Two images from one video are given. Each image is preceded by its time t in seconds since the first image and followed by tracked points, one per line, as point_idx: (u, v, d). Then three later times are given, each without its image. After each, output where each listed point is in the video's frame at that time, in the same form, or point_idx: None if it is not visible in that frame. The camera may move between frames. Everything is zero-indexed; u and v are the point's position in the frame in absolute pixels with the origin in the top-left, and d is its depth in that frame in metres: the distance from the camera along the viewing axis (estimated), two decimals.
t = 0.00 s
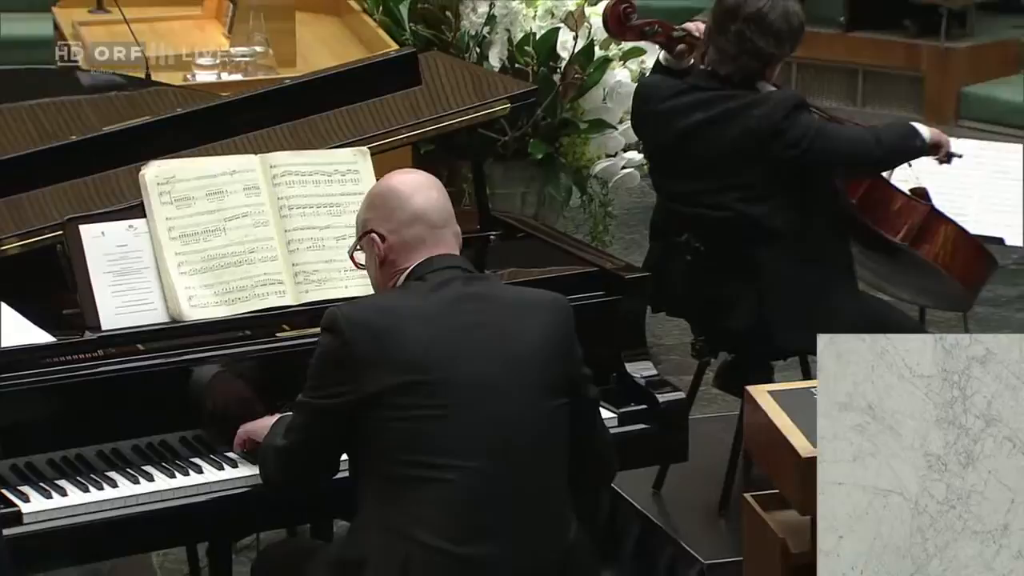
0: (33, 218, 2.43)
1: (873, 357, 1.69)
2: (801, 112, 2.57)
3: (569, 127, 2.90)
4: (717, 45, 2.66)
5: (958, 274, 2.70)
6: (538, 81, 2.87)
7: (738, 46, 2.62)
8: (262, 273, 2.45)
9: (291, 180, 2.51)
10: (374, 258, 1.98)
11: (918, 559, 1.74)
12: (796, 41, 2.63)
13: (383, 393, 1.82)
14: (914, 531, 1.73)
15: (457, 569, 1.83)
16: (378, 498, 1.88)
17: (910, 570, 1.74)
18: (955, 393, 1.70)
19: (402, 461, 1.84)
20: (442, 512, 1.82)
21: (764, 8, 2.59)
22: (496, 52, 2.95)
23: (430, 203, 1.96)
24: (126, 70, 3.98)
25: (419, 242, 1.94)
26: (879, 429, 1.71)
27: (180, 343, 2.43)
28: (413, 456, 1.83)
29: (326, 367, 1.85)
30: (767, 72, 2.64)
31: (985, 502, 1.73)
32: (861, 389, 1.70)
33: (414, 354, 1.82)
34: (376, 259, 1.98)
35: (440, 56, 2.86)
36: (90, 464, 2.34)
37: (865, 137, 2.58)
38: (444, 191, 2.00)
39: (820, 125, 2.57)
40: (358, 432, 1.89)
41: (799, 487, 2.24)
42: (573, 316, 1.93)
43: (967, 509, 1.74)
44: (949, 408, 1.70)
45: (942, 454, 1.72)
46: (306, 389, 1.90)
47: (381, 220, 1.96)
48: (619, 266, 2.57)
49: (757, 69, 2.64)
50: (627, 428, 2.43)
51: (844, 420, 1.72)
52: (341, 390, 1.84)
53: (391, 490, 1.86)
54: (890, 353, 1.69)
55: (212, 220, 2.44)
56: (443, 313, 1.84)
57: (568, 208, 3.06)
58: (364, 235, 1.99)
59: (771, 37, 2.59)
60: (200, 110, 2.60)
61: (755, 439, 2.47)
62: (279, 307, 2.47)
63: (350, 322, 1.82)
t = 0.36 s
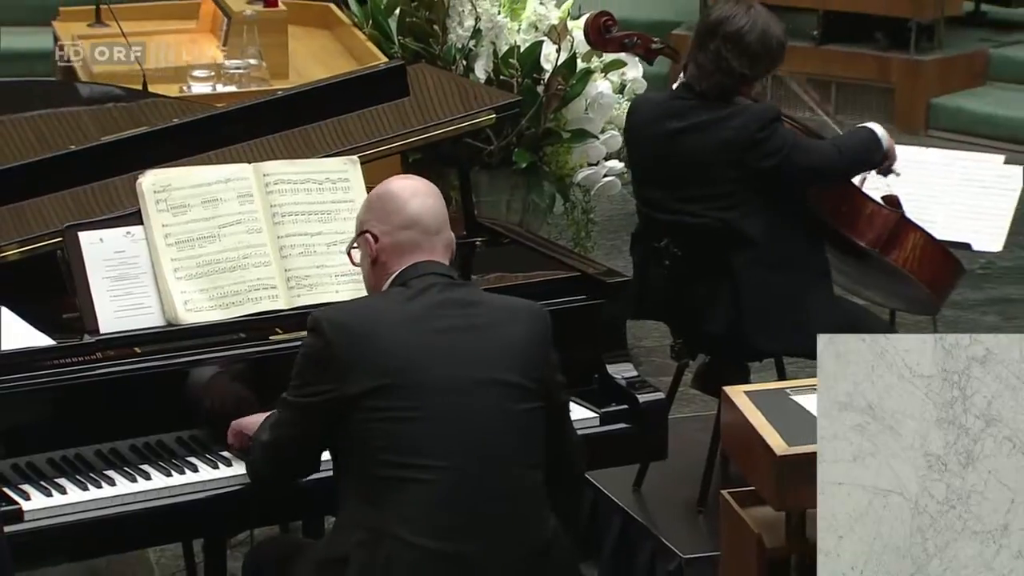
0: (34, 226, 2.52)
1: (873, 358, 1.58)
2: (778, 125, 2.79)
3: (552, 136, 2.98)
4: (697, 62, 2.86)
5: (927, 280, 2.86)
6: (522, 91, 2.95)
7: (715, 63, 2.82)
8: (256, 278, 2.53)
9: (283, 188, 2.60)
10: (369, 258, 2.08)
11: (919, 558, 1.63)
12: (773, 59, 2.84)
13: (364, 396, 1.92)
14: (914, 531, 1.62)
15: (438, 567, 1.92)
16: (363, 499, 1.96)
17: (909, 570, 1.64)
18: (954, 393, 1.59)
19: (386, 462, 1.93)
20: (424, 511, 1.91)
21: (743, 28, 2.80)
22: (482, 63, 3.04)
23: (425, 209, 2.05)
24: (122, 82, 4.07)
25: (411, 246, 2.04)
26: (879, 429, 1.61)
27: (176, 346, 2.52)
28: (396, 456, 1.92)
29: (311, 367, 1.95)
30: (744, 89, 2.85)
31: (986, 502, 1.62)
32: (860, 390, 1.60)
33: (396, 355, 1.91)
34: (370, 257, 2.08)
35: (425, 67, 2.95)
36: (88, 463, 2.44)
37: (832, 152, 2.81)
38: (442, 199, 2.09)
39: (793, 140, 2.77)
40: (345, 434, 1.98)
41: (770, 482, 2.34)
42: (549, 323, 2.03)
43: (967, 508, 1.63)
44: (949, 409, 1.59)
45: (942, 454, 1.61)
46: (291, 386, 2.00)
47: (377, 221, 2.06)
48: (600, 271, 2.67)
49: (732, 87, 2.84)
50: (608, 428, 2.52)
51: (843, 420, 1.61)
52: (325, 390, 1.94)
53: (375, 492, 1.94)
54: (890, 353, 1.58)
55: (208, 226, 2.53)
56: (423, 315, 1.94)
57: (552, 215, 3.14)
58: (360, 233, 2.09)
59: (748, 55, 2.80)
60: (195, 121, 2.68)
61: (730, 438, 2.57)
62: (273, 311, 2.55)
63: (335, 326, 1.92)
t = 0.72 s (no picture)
0: (36, 232, 2.61)
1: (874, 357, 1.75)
2: (754, 135, 2.88)
3: (537, 145, 3.07)
4: (679, 73, 2.96)
5: (900, 281, 3.03)
6: (507, 101, 3.04)
7: (697, 73, 2.92)
8: (251, 282, 2.63)
9: (277, 195, 2.69)
10: (341, 269, 2.17)
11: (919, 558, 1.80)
12: (750, 71, 2.94)
13: (347, 401, 2.01)
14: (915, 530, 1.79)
15: (423, 565, 2.01)
16: (351, 499, 2.05)
17: (909, 569, 1.81)
18: (954, 393, 1.76)
19: (372, 464, 2.02)
20: (410, 511, 2.00)
21: (722, 39, 2.90)
22: (469, 75, 3.13)
23: (393, 218, 2.15)
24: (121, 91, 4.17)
25: (381, 254, 2.13)
26: (880, 429, 1.77)
27: (172, 349, 2.61)
28: (382, 457, 2.01)
29: (297, 375, 2.04)
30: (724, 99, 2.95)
31: (985, 502, 1.79)
32: (860, 389, 1.76)
33: (378, 361, 2.01)
34: (343, 268, 2.18)
35: (414, 79, 3.05)
36: (89, 462, 2.53)
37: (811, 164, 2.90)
38: (406, 206, 2.19)
39: (770, 150, 2.87)
40: (330, 438, 2.06)
41: (748, 479, 2.42)
42: (524, 322, 2.13)
43: (967, 509, 1.80)
44: (950, 408, 1.76)
45: (942, 454, 1.78)
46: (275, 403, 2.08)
47: (345, 234, 2.16)
48: (583, 275, 2.76)
49: (715, 96, 2.93)
50: (591, 426, 2.62)
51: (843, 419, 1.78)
52: (311, 396, 2.03)
53: (363, 494, 2.03)
54: (890, 354, 1.75)
55: (204, 233, 2.62)
56: (403, 320, 2.04)
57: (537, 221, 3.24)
58: (331, 248, 2.18)
59: (728, 64, 2.90)
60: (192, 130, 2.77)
61: (709, 436, 2.65)
62: (267, 314, 2.65)
63: (317, 336, 2.01)
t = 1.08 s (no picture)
0: (40, 239, 2.70)
1: (872, 355, 1.66)
2: (739, 146, 2.99)
3: (526, 154, 3.20)
4: (659, 87, 3.05)
5: (874, 286, 3.10)
6: (497, 112, 3.17)
7: (676, 87, 3.02)
8: (249, 286, 2.74)
9: (274, 203, 2.78)
10: (340, 274, 2.27)
11: (919, 560, 1.71)
12: (725, 77, 3.04)
13: (343, 403, 2.10)
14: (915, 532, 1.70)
15: (416, 560, 2.10)
16: (347, 496, 2.15)
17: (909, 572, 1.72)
18: (955, 392, 1.67)
19: (367, 463, 2.11)
20: (404, 508, 2.10)
21: (697, 49, 2.99)
22: (460, 87, 3.25)
23: (388, 223, 2.25)
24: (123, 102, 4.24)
25: (376, 259, 2.23)
26: (879, 429, 1.69)
27: (171, 352, 2.71)
28: (378, 457, 2.11)
29: (294, 377, 2.13)
30: (703, 109, 3.05)
31: (986, 502, 1.70)
32: (859, 388, 1.68)
33: (373, 363, 2.10)
34: (342, 273, 2.28)
35: (408, 91, 3.15)
36: (92, 461, 2.63)
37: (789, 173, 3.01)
38: (403, 211, 2.28)
39: (754, 160, 2.98)
40: (325, 439, 2.16)
41: (730, 476, 2.51)
42: (513, 325, 2.23)
43: (967, 510, 1.71)
44: (950, 407, 1.67)
45: (943, 454, 1.69)
46: (271, 403, 2.18)
47: (344, 240, 2.26)
48: (570, 280, 2.87)
49: (695, 107, 3.04)
50: (578, 426, 2.72)
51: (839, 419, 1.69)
52: (308, 398, 2.12)
53: (358, 493, 2.13)
54: (890, 353, 1.66)
55: (203, 238, 2.71)
56: (397, 324, 2.14)
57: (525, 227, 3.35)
58: (331, 253, 2.29)
59: (705, 75, 3.00)
60: (193, 141, 2.87)
61: (693, 435, 2.74)
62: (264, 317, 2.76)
63: (314, 340, 2.11)
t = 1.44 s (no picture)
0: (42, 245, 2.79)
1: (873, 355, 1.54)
2: (713, 149, 3.09)
3: (513, 163, 3.35)
4: (632, 95, 3.15)
5: (850, 289, 3.17)
6: (483, 122, 3.30)
7: (649, 95, 3.12)
8: (244, 291, 2.83)
9: (268, 209, 2.88)
10: (340, 278, 2.37)
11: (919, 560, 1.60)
12: (697, 80, 3.13)
13: (340, 402, 2.19)
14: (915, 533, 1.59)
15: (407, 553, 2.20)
16: (341, 492, 2.24)
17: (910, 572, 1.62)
18: (955, 393, 1.56)
19: (360, 461, 2.21)
20: (396, 503, 2.20)
21: (668, 57, 3.09)
22: (448, 98, 3.38)
23: (387, 229, 2.34)
24: (123, 113, 4.37)
25: (376, 263, 2.33)
26: (879, 430, 1.57)
27: (169, 353, 2.81)
28: (371, 455, 2.20)
29: (292, 379, 2.23)
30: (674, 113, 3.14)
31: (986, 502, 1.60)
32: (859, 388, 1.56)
33: (369, 363, 2.19)
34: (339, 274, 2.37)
35: (398, 101, 3.24)
36: (92, 459, 2.72)
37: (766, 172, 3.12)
38: (400, 218, 2.38)
39: (731, 162, 3.09)
40: (321, 437, 2.26)
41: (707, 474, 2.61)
42: (507, 329, 2.32)
43: (969, 509, 1.60)
44: (950, 408, 1.56)
45: (944, 454, 1.57)
46: (268, 402, 2.28)
47: (343, 244, 2.36)
48: (553, 284, 2.98)
49: (668, 112, 3.13)
50: (563, 425, 2.81)
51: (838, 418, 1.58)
52: (305, 398, 2.22)
53: (351, 489, 2.23)
54: (890, 352, 1.54)
55: (200, 244, 2.80)
56: (393, 325, 2.23)
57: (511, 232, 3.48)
58: (331, 257, 2.38)
59: (677, 79, 3.09)
60: (190, 150, 2.96)
61: (672, 434, 2.84)
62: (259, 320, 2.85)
63: (313, 341, 2.20)
